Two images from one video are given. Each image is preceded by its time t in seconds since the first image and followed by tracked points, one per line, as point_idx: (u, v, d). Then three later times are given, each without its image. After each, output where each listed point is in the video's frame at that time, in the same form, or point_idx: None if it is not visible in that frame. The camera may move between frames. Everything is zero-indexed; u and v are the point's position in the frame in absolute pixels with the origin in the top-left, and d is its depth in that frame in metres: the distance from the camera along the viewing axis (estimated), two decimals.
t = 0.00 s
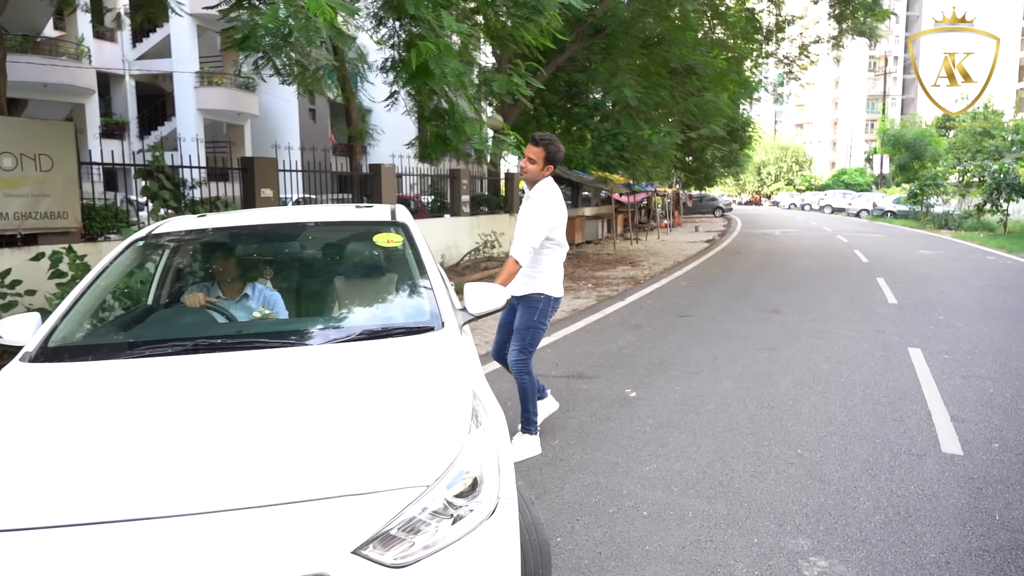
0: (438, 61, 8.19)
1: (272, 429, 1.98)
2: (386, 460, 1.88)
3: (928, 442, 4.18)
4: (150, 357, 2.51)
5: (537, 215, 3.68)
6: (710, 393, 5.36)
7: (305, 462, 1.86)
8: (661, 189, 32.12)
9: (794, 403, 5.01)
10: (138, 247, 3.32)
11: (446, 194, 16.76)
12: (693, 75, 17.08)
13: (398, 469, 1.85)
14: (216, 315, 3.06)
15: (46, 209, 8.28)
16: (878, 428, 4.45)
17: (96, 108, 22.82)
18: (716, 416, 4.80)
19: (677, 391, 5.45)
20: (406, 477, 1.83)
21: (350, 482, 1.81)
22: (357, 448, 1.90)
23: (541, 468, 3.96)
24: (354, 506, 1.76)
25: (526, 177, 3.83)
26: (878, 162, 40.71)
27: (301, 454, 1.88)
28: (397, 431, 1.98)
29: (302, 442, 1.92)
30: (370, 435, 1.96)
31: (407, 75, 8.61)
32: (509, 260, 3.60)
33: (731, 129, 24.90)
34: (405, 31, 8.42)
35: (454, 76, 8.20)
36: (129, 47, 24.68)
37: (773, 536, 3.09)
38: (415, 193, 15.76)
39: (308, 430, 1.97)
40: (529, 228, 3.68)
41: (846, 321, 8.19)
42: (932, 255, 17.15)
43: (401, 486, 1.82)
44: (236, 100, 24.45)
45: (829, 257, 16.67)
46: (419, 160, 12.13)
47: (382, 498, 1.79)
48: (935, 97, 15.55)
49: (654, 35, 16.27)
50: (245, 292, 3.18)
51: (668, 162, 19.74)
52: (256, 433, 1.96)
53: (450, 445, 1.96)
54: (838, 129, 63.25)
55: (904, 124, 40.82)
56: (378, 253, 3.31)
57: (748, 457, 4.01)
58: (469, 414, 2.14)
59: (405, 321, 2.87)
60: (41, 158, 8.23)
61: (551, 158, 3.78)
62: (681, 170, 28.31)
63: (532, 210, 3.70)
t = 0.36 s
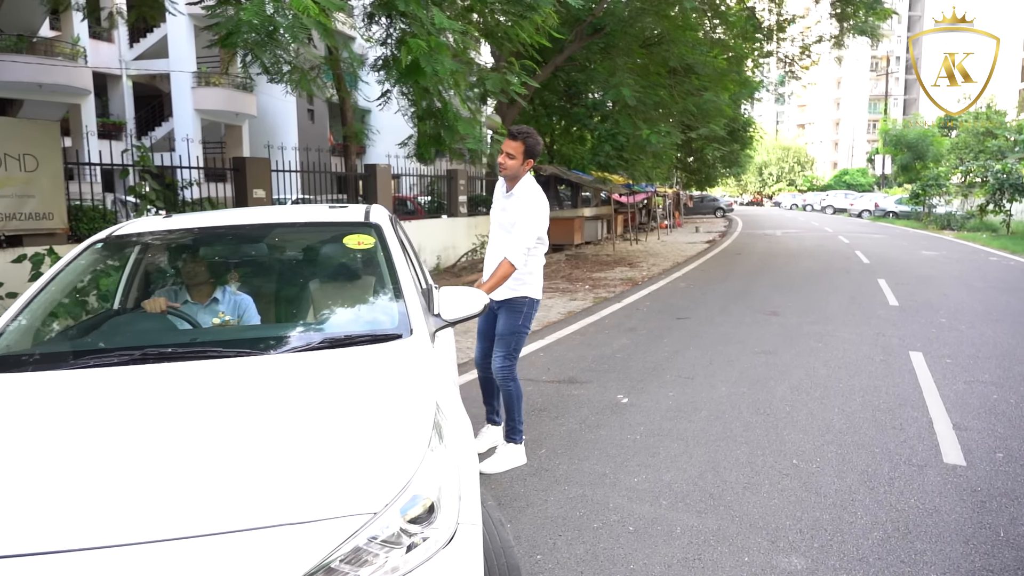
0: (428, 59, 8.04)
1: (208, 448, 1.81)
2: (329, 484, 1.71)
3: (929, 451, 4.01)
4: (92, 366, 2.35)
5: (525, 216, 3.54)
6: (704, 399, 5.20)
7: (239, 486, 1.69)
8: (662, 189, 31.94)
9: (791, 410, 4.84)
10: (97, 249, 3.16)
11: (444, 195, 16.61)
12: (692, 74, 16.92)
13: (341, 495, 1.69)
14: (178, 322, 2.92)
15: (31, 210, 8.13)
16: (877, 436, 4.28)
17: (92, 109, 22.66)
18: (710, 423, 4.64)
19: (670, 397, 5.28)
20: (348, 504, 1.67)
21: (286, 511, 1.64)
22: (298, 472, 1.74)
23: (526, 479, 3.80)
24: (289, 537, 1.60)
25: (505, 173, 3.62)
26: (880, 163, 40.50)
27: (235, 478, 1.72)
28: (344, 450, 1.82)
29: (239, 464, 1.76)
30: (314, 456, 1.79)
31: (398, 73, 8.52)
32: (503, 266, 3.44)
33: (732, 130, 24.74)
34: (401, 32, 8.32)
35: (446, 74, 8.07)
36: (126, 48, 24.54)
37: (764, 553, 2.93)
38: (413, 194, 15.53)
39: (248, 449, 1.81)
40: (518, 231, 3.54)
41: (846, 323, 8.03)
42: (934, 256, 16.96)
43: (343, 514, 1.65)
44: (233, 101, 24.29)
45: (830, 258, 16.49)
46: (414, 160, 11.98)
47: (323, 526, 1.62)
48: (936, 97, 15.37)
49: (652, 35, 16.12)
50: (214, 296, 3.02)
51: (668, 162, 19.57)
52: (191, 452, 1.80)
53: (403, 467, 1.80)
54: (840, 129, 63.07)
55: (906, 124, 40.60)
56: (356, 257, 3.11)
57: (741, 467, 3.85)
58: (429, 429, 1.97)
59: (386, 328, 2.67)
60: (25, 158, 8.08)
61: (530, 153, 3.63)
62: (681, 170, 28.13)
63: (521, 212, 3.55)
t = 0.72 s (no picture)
0: (419, 56, 7.89)
1: (125, 465, 1.69)
2: (266, 510, 1.58)
3: (932, 462, 3.84)
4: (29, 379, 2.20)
5: (519, 211, 3.43)
6: (699, 405, 5.04)
7: (48, 542, 1.50)
8: (663, 190, 31.76)
9: (787, 417, 4.68)
10: (53, 252, 3.00)
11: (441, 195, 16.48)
12: (692, 73, 16.80)
13: (278, 522, 1.55)
14: (138, 327, 2.79)
15: (17, 211, 8.00)
16: (876, 445, 4.12)
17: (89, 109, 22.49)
18: (703, 431, 4.49)
19: (664, 403, 5.13)
20: (284, 533, 1.53)
21: (216, 541, 1.51)
22: (235, 493, 1.61)
23: (509, 491, 3.65)
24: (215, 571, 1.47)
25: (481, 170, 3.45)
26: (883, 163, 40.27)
27: (165, 502, 1.58)
28: (286, 469, 1.68)
29: (171, 486, 1.62)
30: (254, 477, 1.65)
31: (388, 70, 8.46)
32: (515, 264, 3.31)
33: (733, 130, 24.59)
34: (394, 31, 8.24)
35: (438, 72, 7.95)
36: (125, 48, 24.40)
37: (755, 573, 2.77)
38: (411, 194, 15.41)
39: (184, 468, 1.67)
40: (515, 227, 3.42)
41: (846, 326, 7.87)
42: (937, 257, 16.77)
43: (280, 546, 1.52)
44: (232, 101, 24.16)
45: (831, 259, 16.32)
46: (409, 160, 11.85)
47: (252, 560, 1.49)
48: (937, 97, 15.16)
49: (651, 33, 15.97)
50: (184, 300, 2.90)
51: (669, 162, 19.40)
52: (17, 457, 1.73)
53: (351, 490, 1.66)
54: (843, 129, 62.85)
55: (909, 124, 40.38)
56: (334, 259, 2.92)
57: (734, 479, 3.69)
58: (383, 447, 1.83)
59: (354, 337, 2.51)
60: (11, 158, 7.95)
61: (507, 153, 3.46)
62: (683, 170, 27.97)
63: (511, 208, 3.43)
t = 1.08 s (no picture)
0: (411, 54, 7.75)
1: (56, 491, 1.64)
2: (197, 535, 1.54)
3: (933, 473, 3.69)
4: None
5: (502, 203, 3.36)
6: (693, 412, 4.88)
7: None
8: (665, 192, 31.59)
9: (784, 425, 4.53)
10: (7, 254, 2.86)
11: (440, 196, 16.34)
12: (693, 73, 16.62)
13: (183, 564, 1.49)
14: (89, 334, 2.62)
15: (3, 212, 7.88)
16: (876, 455, 3.96)
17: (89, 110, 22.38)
18: (697, 440, 4.33)
19: (657, 410, 4.98)
20: (199, 564, 1.49)
21: None
22: (76, 538, 1.53)
23: (492, 503, 3.51)
24: None
25: (451, 168, 3.30)
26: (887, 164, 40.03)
27: None
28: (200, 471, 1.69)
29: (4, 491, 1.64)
30: (157, 487, 1.65)
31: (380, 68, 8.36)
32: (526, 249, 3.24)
33: (736, 131, 24.43)
34: (388, 30, 8.14)
35: (432, 71, 7.83)
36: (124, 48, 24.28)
37: None
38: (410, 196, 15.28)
39: (83, 464, 1.71)
40: (502, 219, 3.33)
41: (847, 330, 7.70)
42: (941, 258, 16.57)
43: None
44: (232, 102, 24.04)
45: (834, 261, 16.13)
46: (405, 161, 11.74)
47: None
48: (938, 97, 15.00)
49: (651, 33, 15.82)
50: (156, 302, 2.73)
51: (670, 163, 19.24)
52: None
53: (287, 517, 1.61)
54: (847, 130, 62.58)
55: (914, 125, 40.14)
56: (308, 264, 2.74)
57: (727, 492, 3.54)
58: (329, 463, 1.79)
59: (312, 345, 2.37)
60: None
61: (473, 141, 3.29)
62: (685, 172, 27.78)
63: (492, 201, 3.35)
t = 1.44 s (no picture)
0: (405, 51, 7.63)
1: None
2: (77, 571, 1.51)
3: (934, 486, 3.53)
4: None
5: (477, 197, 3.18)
6: (688, 419, 4.74)
7: None
8: (670, 192, 31.40)
9: (780, 434, 4.38)
10: None
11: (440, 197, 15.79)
12: (697, 73, 16.45)
13: None
14: (46, 340, 2.49)
15: None
16: (875, 466, 3.81)
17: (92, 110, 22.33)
18: (689, 448, 4.19)
19: (651, 416, 4.83)
20: None
21: None
22: None
23: (473, 514, 3.37)
24: None
25: (419, 169, 3.10)
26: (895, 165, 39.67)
27: None
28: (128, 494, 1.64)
29: None
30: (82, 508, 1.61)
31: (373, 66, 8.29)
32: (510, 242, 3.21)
33: (741, 132, 24.22)
34: (384, 28, 8.05)
35: (426, 68, 7.72)
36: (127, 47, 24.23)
37: None
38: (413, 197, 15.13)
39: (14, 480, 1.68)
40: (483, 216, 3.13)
41: (850, 334, 7.53)
42: (949, 261, 16.33)
43: None
44: (235, 101, 23.96)
45: (840, 263, 15.91)
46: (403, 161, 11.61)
47: None
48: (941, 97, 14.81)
49: (654, 31, 15.65)
50: (114, 306, 2.57)
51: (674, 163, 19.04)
52: None
53: (206, 549, 1.57)
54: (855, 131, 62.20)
55: (922, 126, 39.78)
56: (275, 265, 2.59)
57: (717, 504, 3.40)
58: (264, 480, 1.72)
59: (267, 353, 2.25)
60: None
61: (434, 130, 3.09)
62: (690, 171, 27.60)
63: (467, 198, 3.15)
